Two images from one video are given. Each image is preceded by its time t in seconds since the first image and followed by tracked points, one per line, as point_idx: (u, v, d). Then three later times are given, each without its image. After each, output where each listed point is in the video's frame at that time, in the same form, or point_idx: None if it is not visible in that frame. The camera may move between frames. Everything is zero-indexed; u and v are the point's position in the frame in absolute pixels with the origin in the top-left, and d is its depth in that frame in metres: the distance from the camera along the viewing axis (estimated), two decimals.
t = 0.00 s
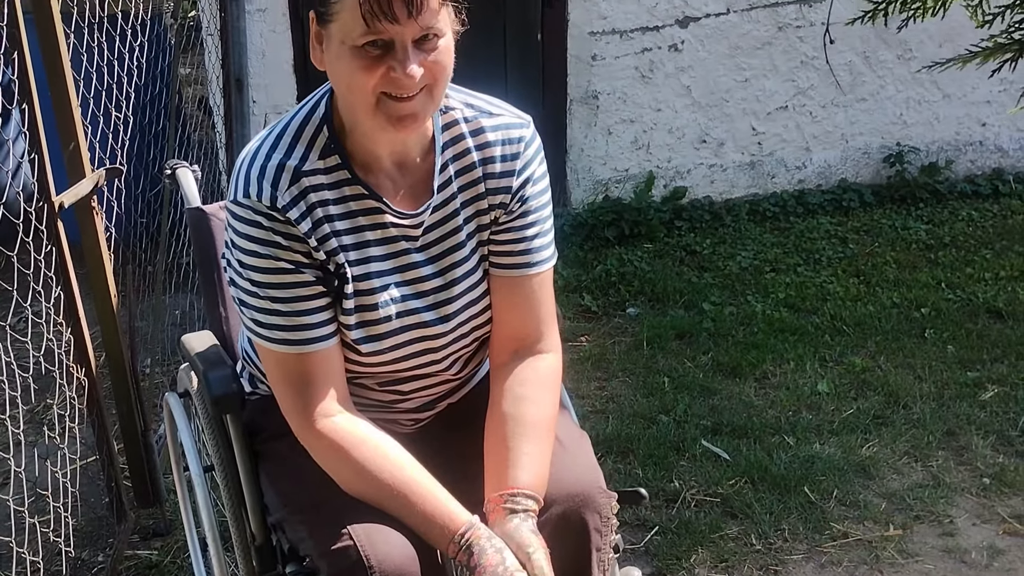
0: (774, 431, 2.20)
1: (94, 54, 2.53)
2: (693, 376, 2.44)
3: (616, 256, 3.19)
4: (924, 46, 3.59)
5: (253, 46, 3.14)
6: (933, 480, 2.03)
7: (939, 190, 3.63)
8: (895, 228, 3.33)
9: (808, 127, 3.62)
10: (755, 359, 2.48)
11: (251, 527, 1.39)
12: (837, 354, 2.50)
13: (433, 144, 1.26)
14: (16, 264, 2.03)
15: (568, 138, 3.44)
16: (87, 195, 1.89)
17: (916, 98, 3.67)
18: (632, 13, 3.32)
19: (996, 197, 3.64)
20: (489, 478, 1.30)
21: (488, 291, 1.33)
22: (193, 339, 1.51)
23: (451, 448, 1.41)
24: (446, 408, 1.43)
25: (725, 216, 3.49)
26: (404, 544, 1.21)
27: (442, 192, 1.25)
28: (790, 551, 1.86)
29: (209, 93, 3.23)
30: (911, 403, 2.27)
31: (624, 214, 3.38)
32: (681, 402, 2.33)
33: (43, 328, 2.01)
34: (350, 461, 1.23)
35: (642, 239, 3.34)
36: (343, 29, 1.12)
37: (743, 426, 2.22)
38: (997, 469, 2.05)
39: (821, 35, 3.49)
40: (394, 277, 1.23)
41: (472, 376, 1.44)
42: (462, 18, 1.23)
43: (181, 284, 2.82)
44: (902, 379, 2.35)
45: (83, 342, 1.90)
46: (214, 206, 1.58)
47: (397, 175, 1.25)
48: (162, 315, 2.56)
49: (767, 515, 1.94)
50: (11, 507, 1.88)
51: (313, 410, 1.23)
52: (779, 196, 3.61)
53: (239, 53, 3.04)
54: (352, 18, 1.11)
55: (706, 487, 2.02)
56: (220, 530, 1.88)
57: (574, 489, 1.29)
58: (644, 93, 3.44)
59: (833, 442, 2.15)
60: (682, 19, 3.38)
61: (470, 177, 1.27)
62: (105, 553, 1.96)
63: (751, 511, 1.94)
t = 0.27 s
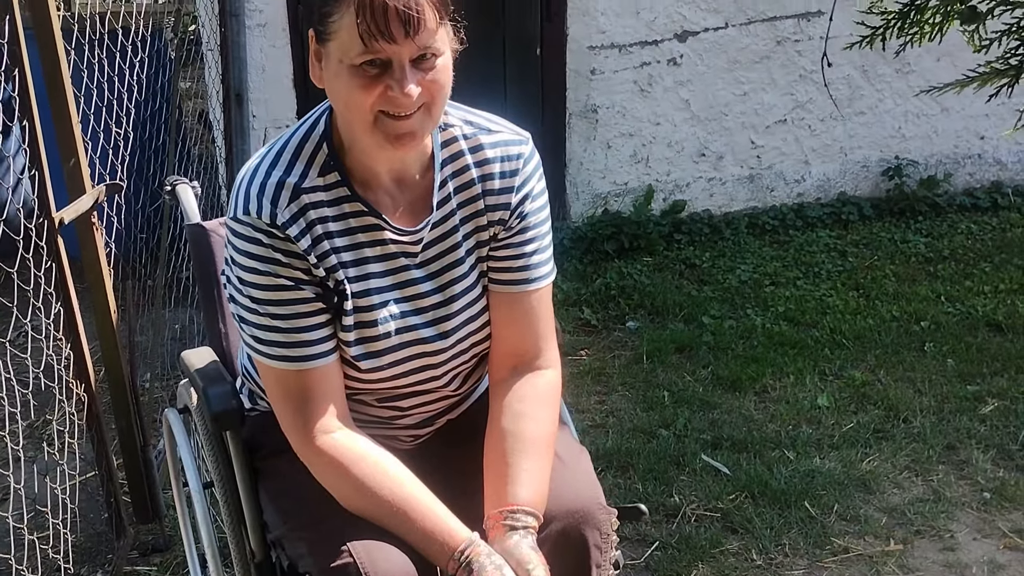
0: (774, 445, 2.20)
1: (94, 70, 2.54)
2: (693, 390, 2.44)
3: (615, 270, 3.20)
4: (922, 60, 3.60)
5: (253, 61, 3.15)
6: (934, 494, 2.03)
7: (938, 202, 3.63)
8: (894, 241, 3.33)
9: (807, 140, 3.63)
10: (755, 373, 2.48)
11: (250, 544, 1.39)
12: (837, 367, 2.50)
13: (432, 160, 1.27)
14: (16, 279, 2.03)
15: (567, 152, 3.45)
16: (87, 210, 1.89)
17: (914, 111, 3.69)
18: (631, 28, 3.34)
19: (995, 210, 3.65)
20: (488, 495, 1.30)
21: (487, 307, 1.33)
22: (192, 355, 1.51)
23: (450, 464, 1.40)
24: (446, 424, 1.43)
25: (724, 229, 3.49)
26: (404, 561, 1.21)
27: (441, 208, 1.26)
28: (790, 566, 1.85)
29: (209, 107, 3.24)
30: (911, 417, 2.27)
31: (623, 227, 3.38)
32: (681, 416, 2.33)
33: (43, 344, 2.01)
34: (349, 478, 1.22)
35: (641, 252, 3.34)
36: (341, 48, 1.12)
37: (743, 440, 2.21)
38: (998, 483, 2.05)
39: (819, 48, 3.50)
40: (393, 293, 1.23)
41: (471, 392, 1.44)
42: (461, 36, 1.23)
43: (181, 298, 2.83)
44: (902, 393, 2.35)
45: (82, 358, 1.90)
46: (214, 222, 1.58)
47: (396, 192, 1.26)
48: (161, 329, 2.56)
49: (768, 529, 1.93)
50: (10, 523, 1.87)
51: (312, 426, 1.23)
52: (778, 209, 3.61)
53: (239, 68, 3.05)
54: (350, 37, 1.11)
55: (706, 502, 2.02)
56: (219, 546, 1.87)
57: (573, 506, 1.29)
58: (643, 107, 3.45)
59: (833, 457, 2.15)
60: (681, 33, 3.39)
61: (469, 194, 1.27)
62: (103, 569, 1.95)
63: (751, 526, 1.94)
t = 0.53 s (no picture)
0: (777, 461, 2.20)
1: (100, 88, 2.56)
2: (695, 407, 2.44)
3: (617, 285, 3.21)
4: (923, 77, 3.62)
5: (257, 78, 3.16)
6: (937, 510, 2.03)
7: (939, 219, 3.65)
8: (895, 257, 3.34)
9: (808, 157, 3.65)
10: (758, 389, 2.48)
11: (257, 560, 1.40)
12: (840, 384, 2.50)
13: (438, 178, 1.28)
14: (22, 296, 2.04)
15: (569, 168, 3.47)
16: (94, 227, 1.91)
17: (915, 128, 3.70)
18: (632, 45, 3.36)
19: (996, 226, 3.66)
20: (494, 511, 1.30)
21: (493, 324, 1.34)
22: (198, 372, 1.52)
23: (456, 481, 1.41)
24: (451, 440, 1.44)
25: (726, 245, 3.50)
26: None
27: (447, 226, 1.26)
28: None
29: (213, 124, 3.25)
30: (914, 433, 2.27)
31: (625, 244, 3.40)
32: (684, 432, 2.33)
33: (49, 360, 2.01)
34: (355, 494, 1.23)
35: (644, 268, 3.36)
36: (349, 69, 1.13)
37: (746, 456, 2.21)
38: (1001, 499, 2.05)
39: (820, 66, 3.52)
40: (400, 310, 1.24)
41: (476, 408, 1.44)
42: (467, 56, 1.25)
43: (185, 314, 2.84)
44: (904, 409, 2.35)
45: (87, 374, 1.91)
46: (220, 239, 1.61)
47: (403, 210, 1.27)
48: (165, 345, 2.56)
49: (771, 546, 1.93)
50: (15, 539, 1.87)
51: (318, 443, 1.24)
52: (780, 225, 3.63)
53: (243, 85, 3.07)
54: (358, 58, 1.12)
55: (710, 518, 2.02)
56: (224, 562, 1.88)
57: (579, 522, 1.29)
58: (644, 123, 3.47)
59: (836, 473, 2.15)
60: (682, 51, 3.41)
61: (475, 211, 1.28)
62: None
63: (754, 542, 1.94)
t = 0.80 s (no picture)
0: (781, 469, 2.20)
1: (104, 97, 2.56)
2: (698, 415, 2.44)
3: (620, 294, 3.21)
4: (923, 86, 3.63)
5: (260, 87, 3.17)
6: (942, 518, 2.03)
7: (940, 227, 3.66)
8: (897, 265, 3.35)
9: (809, 166, 3.66)
10: (761, 398, 2.48)
11: (262, 566, 1.39)
12: (843, 392, 2.50)
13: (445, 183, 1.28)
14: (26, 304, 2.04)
15: (571, 177, 3.48)
16: (99, 234, 1.91)
17: (916, 137, 3.71)
18: (633, 54, 3.37)
19: (998, 235, 3.67)
20: (500, 517, 1.30)
21: (499, 329, 1.34)
22: (204, 378, 1.52)
23: (462, 487, 1.41)
24: (457, 446, 1.44)
25: (728, 254, 3.51)
26: None
27: (453, 231, 1.27)
28: None
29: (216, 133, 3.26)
30: (918, 440, 2.27)
31: (628, 252, 3.40)
32: (687, 440, 2.33)
33: (53, 367, 2.01)
34: (362, 500, 1.23)
35: (646, 277, 3.36)
36: (358, 76, 1.14)
37: (750, 464, 2.21)
38: (1006, 506, 2.04)
39: (821, 75, 3.54)
40: (406, 315, 1.24)
41: (482, 414, 1.44)
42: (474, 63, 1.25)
43: (188, 323, 2.84)
44: (908, 416, 2.35)
45: (92, 381, 1.91)
46: (226, 245, 1.60)
47: (409, 214, 1.27)
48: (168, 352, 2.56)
49: (776, 553, 1.93)
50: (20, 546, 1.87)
51: (324, 448, 1.24)
52: (781, 234, 3.63)
53: (246, 94, 3.08)
54: (367, 66, 1.12)
55: (714, 526, 2.02)
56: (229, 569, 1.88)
57: (585, 527, 1.29)
58: (646, 132, 3.48)
59: (840, 480, 2.15)
60: (683, 60, 3.42)
61: (481, 216, 1.29)
62: None
63: (759, 549, 1.94)
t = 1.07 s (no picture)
0: (782, 474, 2.20)
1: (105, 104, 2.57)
2: (699, 420, 2.44)
3: (620, 299, 3.21)
4: (923, 91, 3.64)
5: (261, 93, 3.17)
6: (943, 523, 2.03)
7: (940, 233, 3.66)
8: (897, 271, 3.35)
9: (809, 171, 3.66)
10: (762, 403, 2.48)
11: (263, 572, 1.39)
12: (843, 397, 2.50)
13: (448, 189, 1.28)
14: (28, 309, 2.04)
15: (572, 182, 3.48)
16: (100, 240, 1.91)
17: (916, 142, 3.72)
18: (634, 60, 3.38)
19: (998, 240, 3.67)
20: (502, 522, 1.30)
21: (501, 334, 1.34)
22: (205, 384, 1.52)
23: (463, 491, 1.41)
24: (458, 452, 1.44)
25: (729, 259, 3.51)
26: None
27: (456, 236, 1.27)
28: None
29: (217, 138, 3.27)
30: (919, 446, 2.27)
31: (628, 257, 3.41)
32: (688, 445, 2.33)
33: (55, 373, 2.01)
34: (364, 506, 1.23)
35: (646, 282, 3.36)
36: (373, 91, 1.12)
37: (751, 469, 2.21)
38: (1007, 511, 2.04)
39: (820, 80, 3.54)
40: (408, 320, 1.25)
41: (484, 420, 1.44)
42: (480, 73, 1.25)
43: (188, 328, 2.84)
44: (908, 422, 2.35)
45: (93, 387, 1.91)
46: (228, 251, 1.60)
47: (411, 221, 1.27)
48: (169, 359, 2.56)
49: (777, 559, 1.93)
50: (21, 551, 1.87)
51: (326, 454, 1.24)
52: (782, 239, 3.64)
53: (247, 100, 3.08)
54: (384, 82, 1.11)
55: (715, 531, 2.02)
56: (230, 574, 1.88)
57: (587, 532, 1.29)
58: (646, 138, 3.49)
59: (841, 485, 2.15)
60: (683, 66, 3.43)
61: (484, 221, 1.29)
62: None
63: (760, 555, 1.94)
